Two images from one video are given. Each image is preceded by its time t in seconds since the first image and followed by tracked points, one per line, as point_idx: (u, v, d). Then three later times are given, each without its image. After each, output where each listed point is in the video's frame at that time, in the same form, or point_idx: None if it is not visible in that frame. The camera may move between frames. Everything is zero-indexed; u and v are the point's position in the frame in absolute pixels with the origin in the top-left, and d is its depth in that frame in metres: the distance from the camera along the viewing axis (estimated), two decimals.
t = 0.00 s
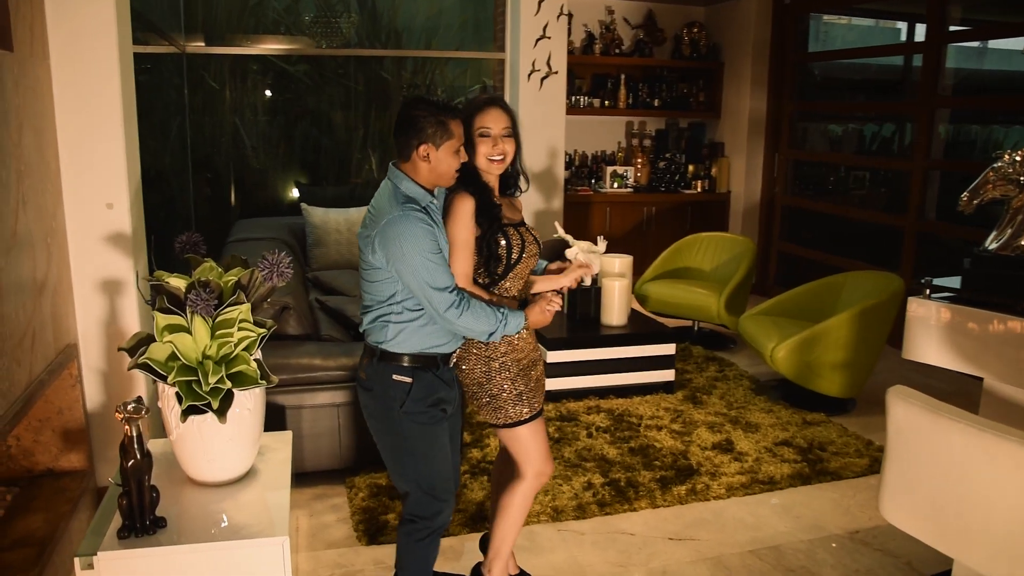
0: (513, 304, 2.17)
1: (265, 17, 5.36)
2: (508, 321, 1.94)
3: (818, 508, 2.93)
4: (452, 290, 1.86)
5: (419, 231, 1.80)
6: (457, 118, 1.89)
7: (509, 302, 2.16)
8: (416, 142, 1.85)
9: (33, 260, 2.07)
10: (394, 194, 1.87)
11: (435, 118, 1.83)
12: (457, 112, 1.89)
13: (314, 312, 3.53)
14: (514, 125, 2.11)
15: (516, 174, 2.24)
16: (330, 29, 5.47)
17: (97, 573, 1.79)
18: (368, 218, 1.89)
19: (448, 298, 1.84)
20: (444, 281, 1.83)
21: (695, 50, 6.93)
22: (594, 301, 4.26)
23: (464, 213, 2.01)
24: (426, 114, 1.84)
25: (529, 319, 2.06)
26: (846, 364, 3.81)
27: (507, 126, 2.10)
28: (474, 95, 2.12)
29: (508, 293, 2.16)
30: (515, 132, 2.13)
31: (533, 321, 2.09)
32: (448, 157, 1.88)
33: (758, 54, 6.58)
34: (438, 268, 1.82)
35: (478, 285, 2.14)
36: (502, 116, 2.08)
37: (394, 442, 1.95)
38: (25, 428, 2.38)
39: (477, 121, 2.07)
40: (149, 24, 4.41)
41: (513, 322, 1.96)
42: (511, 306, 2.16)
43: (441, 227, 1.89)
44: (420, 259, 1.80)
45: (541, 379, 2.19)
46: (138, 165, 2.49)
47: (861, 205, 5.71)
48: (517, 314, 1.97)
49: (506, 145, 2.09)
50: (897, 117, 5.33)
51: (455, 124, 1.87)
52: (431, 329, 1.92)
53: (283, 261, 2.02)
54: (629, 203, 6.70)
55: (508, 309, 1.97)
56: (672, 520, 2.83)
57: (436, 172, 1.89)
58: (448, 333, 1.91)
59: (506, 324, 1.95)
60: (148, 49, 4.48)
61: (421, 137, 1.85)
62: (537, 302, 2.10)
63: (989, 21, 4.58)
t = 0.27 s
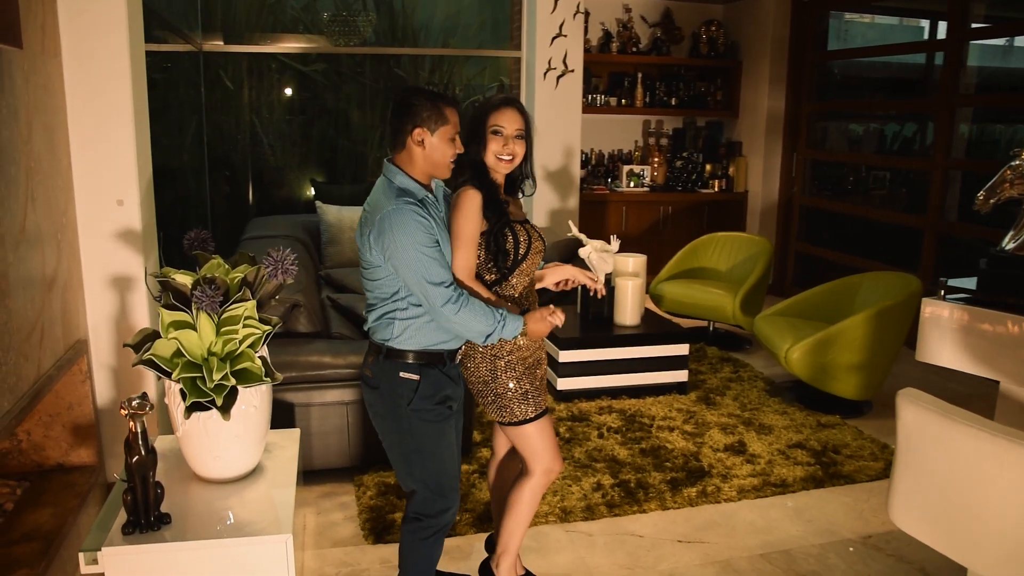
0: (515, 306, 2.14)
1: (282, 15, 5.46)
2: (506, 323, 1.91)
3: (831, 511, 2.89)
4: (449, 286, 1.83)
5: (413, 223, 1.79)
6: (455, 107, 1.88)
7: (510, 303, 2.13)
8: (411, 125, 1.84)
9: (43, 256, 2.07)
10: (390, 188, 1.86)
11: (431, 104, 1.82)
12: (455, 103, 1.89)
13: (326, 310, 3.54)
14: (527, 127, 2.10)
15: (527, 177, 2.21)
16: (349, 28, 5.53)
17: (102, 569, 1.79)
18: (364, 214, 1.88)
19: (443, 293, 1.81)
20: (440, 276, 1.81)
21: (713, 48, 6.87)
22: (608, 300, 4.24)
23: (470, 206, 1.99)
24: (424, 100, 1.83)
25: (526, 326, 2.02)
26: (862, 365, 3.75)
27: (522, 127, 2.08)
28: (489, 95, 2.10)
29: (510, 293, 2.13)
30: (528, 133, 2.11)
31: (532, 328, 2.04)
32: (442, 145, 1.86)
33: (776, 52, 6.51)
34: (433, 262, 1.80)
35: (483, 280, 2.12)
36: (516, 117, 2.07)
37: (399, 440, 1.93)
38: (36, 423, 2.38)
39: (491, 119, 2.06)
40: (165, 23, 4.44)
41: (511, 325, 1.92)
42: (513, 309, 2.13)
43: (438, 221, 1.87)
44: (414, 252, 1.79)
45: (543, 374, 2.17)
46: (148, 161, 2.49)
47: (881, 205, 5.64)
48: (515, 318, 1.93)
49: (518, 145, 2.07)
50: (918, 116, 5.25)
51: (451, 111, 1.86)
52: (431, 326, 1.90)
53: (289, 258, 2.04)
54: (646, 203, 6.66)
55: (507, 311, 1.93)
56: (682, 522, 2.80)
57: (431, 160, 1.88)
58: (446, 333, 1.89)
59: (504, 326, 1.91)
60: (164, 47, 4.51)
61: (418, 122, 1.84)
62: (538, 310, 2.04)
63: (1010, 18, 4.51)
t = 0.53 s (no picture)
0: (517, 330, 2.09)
1: (302, 17, 5.50)
2: (505, 344, 1.88)
3: (845, 519, 2.84)
4: (450, 297, 1.79)
5: (418, 230, 1.74)
6: (459, 106, 1.86)
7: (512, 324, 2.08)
8: (415, 120, 1.81)
9: (54, 256, 2.07)
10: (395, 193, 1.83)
11: (435, 99, 1.81)
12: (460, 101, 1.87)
13: (338, 311, 3.54)
14: (536, 134, 2.10)
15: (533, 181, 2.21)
16: (368, 30, 5.58)
17: (107, 567, 1.80)
18: (366, 219, 1.84)
19: (444, 304, 1.77)
20: (441, 287, 1.77)
21: (732, 50, 6.80)
22: (622, 303, 4.20)
23: (475, 206, 1.97)
24: (430, 95, 1.81)
25: (522, 351, 1.96)
26: (879, 370, 3.70)
27: (530, 133, 2.08)
28: (497, 98, 2.09)
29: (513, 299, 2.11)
30: (535, 138, 2.11)
31: (532, 357, 2.00)
32: (446, 141, 1.85)
33: (795, 54, 6.44)
34: (435, 271, 1.76)
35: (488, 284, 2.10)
36: (527, 123, 2.07)
37: (404, 449, 1.92)
38: (48, 421, 2.40)
39: (501, 124, 2.05)
40: (182, 25, 4.47)
41: (509, 347, 1.89)
42: (513, 330, 2.08)
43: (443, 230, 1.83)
44: (417, 259, 1.74)
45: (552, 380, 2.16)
46: (160, 161, 2.48)
47: (901, 208, 5.56)
48: (512, 340, 1.90)
49: (525, 152, 2.07)
50: (940, 118, 5.18)
51: (454, 108, 1.84)
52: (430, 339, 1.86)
53: (296, 258, 2.07)
54: (663, 205, 6.61)
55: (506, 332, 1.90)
56: (693, 528, 2.77)
57: (434, 156, 1.86)
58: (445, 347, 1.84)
59: (502, 347, 1.88)
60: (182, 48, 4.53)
61: (424, 114, 1.81)
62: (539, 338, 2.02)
63: None
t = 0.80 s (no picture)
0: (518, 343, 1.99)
1: (320, 21, 5.54)
2: (499, 368, 1.82)
3: (859, 528, 2.80)
4: (446, 318, 1.73)
5: (420, 244, 1.68)
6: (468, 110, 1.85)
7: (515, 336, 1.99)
8: (429, 122, 1.78)
9: (66, 257, 2.08)
10: (399, 201, 1.77)
11: (447, 100, 1.79)
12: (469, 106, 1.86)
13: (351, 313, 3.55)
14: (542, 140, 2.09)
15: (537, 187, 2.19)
16: (386, 34, 5.60)
17: (113, 567, 1.80)
18: (368, 226, 1.79)
19: (437, 324, 1.71)
20: (436, 306, 1.71)
21: (751, 53, 6.75)
22: (636, 307, 4.17)
23: (475, 207, 1.98)
24: (440, 96, 1.79)
25: (516, 379, 1.89)
26: (896, 378, 3.64)
27: (537, 138, 2.07)
28: (504, 101, 2.09)
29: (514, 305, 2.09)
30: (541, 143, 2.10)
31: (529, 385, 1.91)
32: (457, 145, 1.83)
33: (814, 56, 6.38)
34: (432, 288, 1.70)
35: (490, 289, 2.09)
36: (533, 127, 2.05)
37: (412, 465, 1.88)
38: (60, 421, 2.41)
39: (507, 129, 2.04)
40: (200, 29, 4.51)
41: (503, 372, 1.83)
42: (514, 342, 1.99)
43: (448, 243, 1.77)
44: (415, 275, 1.68)
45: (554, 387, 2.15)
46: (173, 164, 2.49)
47: (921, 213, 5.49)
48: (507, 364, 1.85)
49: (531, 157, 2.06)
50: (961, 121, 5.11)
51: (466, 114, 1.83)
52: (423, 357, 1.81)
53: (302, 261, 2.08)
54: (681, 209, 6.56)
55: (501, 356, 1.84)
56: (703, 535, 2.74)
57: (443, 160, 1.83)
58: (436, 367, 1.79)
59: (495, 373, 1.82)
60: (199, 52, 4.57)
61: (437, 113, 1.77)
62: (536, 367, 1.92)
63: None
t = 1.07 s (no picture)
0: (526, 346, 2.02)
1: (340, 27, 5.58)
2: (496, 385, 1.80)
3: (875, 538, 2.75)
4: (443, 340, 1.70)
5: (422, 263, 1.65)
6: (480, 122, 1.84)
7: (521, 337, 2.00)
8: (437, 129, 1.77)
9: (79, 259, 2.10)
10: (404, 216, 1.74)
11: (459, 112, 1.78)
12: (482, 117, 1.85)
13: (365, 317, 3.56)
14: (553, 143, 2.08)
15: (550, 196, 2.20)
16: (406, 39, 5.63)
17: (120, 567, 1.81)
18: (371, 239, 1.75)
19: (435, 345, 1.68)
20: (436, 326, 1.67)
21: (771, 58, 6.69)
22: (652, 313, 4.14)
23: (480, 208, 1.99)
24: (450, 106, 1.78)
25: (515, 394, 1.87)
26: (915, 386, 3.58)
27: (547, 141, 2.06)
28: (515, 104, 2.08)
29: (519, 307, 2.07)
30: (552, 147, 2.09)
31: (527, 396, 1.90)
32: (464, 157, 1.81)
33: (835, 61, 6.32)
34: (433, 307, 1.67)
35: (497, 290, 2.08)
36: (544, 130, 2.05)
37: (427, 478, 1.86)
38: (73, 422, 2.42)
39: (518, 132, 2.04)
40: (220, 34, 4.54)
41: (502, 388, 1.81)
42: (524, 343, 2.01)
43: (452, 260, 1.74)
44: (416, 294, 1.65)
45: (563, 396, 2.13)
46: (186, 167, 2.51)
47: (944, 219, 5.41)
48: (506, 379, 1.82)
49: (541, 159, 2.06)
50: (985, 125, 5.04)
51: (478, 126, 1.82)
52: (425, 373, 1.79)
53: (310, 263, 2.09)
54: (700, 214, 6.51)
55: (498, 372, 1.82)
56: (715, 544, 2.71)
57: (450, 172, 1.82)
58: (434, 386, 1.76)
59: (493, 389, 1.80)
60: (220, 57, 4.61)
61: (446, 122, 1.76)
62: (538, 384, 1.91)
63: None
